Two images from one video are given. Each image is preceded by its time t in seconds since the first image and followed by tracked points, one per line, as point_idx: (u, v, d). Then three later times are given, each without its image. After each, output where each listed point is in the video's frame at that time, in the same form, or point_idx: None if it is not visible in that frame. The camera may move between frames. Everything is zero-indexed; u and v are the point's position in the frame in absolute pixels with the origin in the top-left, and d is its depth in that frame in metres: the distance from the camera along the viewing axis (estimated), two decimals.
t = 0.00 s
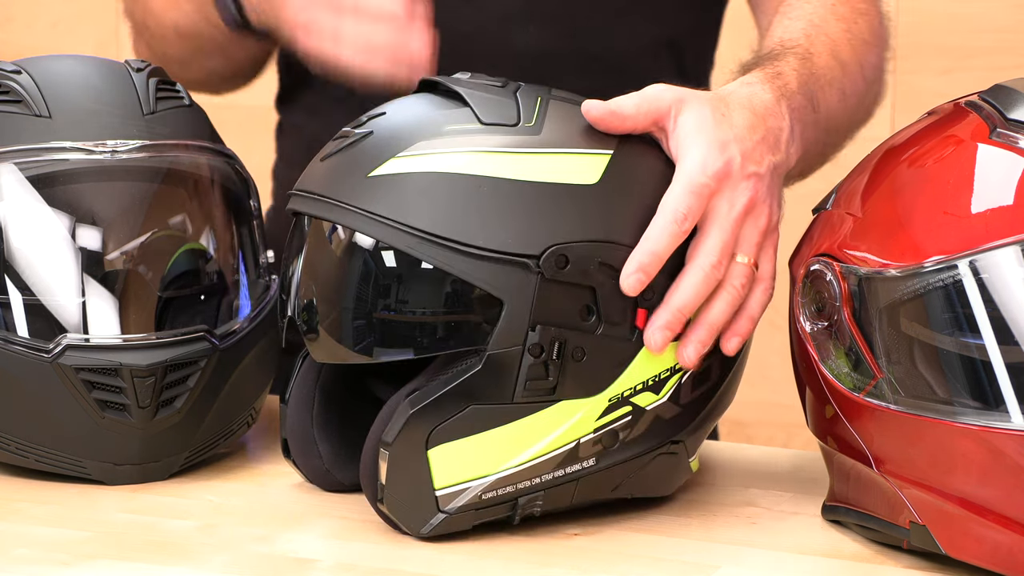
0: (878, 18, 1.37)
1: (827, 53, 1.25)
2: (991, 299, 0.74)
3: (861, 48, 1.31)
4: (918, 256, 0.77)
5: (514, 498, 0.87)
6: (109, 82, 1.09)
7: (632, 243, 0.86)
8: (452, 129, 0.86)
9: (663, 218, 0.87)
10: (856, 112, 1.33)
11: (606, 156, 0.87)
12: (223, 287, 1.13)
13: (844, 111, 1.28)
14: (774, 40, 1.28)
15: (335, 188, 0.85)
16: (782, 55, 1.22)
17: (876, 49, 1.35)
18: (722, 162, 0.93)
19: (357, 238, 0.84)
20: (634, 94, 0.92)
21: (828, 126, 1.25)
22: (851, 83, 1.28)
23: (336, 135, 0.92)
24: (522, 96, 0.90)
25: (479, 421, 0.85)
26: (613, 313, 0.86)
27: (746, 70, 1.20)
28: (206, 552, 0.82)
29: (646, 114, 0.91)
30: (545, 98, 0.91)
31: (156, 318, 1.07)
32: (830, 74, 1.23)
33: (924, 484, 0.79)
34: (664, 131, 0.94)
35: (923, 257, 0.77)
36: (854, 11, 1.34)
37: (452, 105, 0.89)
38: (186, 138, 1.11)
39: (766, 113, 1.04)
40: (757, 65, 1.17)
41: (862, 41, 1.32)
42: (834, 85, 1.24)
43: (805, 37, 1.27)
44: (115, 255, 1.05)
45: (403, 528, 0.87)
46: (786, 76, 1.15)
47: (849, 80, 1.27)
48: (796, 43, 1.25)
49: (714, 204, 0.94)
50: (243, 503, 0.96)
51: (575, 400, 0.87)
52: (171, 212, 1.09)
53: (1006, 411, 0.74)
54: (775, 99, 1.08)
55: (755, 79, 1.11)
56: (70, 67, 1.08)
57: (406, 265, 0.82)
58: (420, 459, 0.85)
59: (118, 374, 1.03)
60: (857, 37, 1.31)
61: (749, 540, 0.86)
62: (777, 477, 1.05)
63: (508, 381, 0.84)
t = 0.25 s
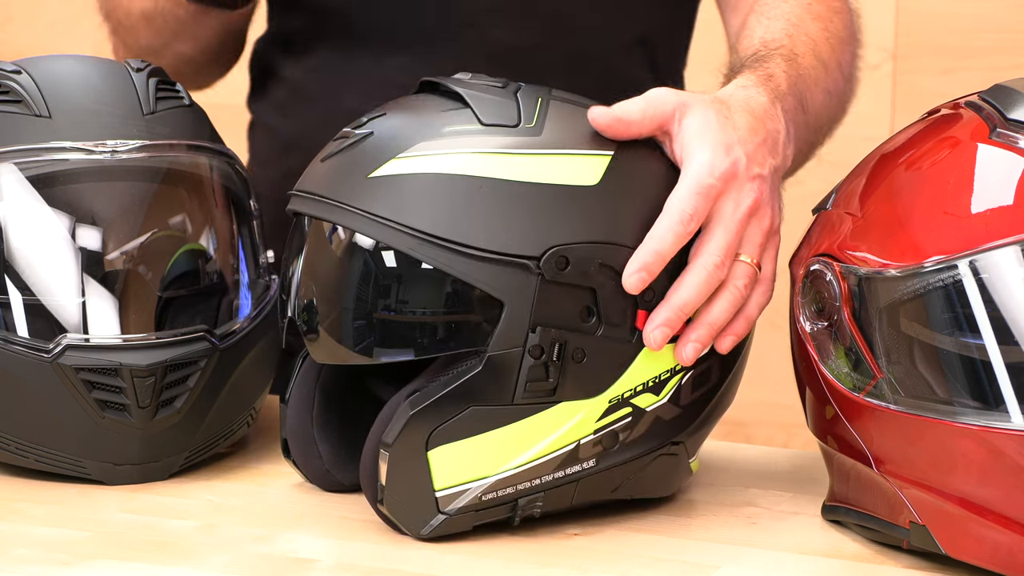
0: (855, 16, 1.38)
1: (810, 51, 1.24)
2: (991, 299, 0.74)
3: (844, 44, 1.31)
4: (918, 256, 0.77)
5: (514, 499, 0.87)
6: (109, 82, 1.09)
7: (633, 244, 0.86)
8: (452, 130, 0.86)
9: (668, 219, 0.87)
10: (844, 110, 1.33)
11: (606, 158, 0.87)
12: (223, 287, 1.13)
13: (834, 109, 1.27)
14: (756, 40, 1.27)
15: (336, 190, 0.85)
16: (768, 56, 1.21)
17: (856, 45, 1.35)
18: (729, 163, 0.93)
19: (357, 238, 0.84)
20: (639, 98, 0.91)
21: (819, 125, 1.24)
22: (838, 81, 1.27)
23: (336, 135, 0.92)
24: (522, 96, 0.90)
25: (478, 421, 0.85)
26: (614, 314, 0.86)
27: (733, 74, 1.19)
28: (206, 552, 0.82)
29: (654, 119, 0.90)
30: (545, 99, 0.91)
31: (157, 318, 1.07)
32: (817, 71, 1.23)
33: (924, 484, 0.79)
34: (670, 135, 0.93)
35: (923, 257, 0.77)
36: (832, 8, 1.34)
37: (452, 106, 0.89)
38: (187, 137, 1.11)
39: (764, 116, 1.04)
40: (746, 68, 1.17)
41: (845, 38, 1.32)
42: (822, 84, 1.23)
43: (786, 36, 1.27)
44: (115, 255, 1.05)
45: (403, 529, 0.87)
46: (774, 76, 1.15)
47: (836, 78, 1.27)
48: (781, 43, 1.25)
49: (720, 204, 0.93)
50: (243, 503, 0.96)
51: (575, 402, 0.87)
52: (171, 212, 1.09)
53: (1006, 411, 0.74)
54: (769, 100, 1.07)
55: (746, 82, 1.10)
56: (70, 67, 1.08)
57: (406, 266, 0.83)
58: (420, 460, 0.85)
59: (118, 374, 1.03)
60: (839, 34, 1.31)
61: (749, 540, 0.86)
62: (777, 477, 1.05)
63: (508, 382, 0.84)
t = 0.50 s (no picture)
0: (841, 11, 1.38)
1: (797, 50, 1.24)
2: (991, 299, 0.74)
3: (832, 39, 1.30)
4: (918, 256, 0.77)
5: (514, 501, 0.87)
6: (109, 83, 1.09)
7: (633, 246, 0.86)
8: (453, 132, 0.86)
9: (676, 226, 0.87)
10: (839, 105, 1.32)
11: (607, 160, 0.87)
12: (223, 287, 1.13)
13: (830, 106, 1.27)
14: (746, 42, 1.27)
15: (337, 191, 0.85)
16: (760, 60, 1.21)
17: (845, 41, 1.35)
18: (737, 170, 0.93)
19: (358, 239, 0.84)
20: (646, 113, 0.91)
21: (816, 125, 1.23)
22: (831, 78, 1.26)
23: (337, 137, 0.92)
24: (523, 98, 0.90)
25: (479, 423, 0.85)
26: (614, 316, 0.86)
27: (727, 82, 1.19)
28: (206, 552, 0.82)
29: (664, 134, 0.90)
30: (546, 101, 0.91)
31: (157, 318, 1.07)
32: (808, 68, 1.22)
33: (924, 484, 0.79)
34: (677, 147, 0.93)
35: (923, 257, 0.77)
36: (819, 4, 1.34)
37: (453, 107, 0.89)
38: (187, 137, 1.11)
39: (765, 123, 1.04)
40: (740, 74, 1.16)
41: (833, 33, 1.31)
42: (815, 82, 1.23)
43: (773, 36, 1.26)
44: (115, 255, 1.04)
45: (404, 530, 0.87)
46: (766, 79, 1.15)
47: (828, 75, 1.26)
48: (770, 44, 1.24)
49: (728, 211, 0.93)
50: (243, 503, 0.96)
51: (575, 404, 0.87)
52: (171, 212, 1.09)
53: (1006, 411, 0.74)
54: (767, 106, 1.07)
55: (742, 88, 1.10)
56: (70, 67, 1.08)
57: (406, 266, 0.83)
58: (420, 461, 0.85)
59: (118, 374, 1.03)
60: (827, 30, 1.31)
61: (749, 540, 0.86)
62: (777, 478, 1.05)
63: (509, 384, 0.84)
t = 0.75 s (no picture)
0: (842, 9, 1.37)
1: (796, 50, 1.24)
2: (991, 299, 0.74)
3: (833, 38, 1.30)
4: (918, 256, 0.77)
5: (515, 501, 0.87)
6: (109, 83, 1.09)
7: (633, 246, 0.86)
8: (453, 132, 0.86)
9: (677, 226, 0.87)
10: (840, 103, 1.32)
11: (607, 160, 0.87)
12: (223, 287, 1.13)
13: (830, 104, 1.26)
14: (748, 41, 1.27)
15: (337, 191, 0.85)
16: (760, 60, 1.21)
17: (845, 39, 1.35)
18: (739, 170, 0.93)
19: (358, 239, 0.84)
20: (648, 115, 0.91)
21: (817, 124, 1.23)
22: (831, 77, 1.26)
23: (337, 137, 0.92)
24: (523, 98, 0.90)
25: (479, 423, 0.85)
26: (615, 317, 0.86)
27: (727, 83, 1.19)
28: (206, 552, 0.82)
29: (664, 135, 0.90)
30: (547, 101, 0.91)
31: (157, 318, 1.07)
32: (807, 67, 1.22)
33: (924, 484, 0.79)
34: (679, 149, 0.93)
35: (923, 257, 0.77)
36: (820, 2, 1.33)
37: (453, 107, 0.89)
38: (187, 137, 1.11)
39: (765, 124, 1.04)
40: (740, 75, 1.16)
41: (833, 32, 1.31)
42: (816, 82, 1.23)
43: (773, 36, 1.26)
44: (115, 255, 1.04)
45: (404, 531, 0.87)
46: (765, 79, 1.15)
47: (828, 74, 1.26)
48: (770, 44, 1.24)
49: (729, 211, 0.93)
50: (243, 503, 0.96)
51: (575, 405, 0.87)
52: (171, 212, 1.09)
53: (1005, 411, 0.74)
54: (767, 107, 1.07)
55: (741, 89, 1.10)
56: (70, 67, 1.08)
57: (406, 266, 0.83)
58: (420, 461, 0.85)
59: (118, 374, 1.03)
60: (827, 29, 1.30)
61: (748, 540, 0.86)
62: (777, 478, 1.05)
63: (510, 384, 0.84)
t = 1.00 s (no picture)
0: (844, 12, 1.37)
1: (796, 52, 1.24)
2: (991, 299, 0.74)
3: (834, 42, 1.30)
4: (918, 256, 0.77)
5: (515, 501, 0.87)
6: (109, 83, 1.09)
7: (634, 246, 0.86)
8: (453, 132, 0.86)
9: (677, 226, 0.87)
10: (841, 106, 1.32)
11: (607, 160, 0.87)
12: (223, 287, 1.13)
13: (830, 106, 1.26)
14: (748, 43, 1.26)
15: (337, 191, 0.85)
16: (760, 63, 1.21)
17: (847, 42, 1.35)
18: (739, 170, 0.93)
19: (358, 240, 0.84)
20: (650, 116, 0.91)
21: (818, 126, 1.23)
22: (833, 80, 1.26)
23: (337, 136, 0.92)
24: (524, 98, 0.90)
25: (479, 423, 0.85)
26: (615, 317, 0.86)
27: (727, 85, 1.19)
28: (206, 552, 0.82)
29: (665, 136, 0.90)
30: (548, 102, 0.91)
31: (157, 318, 1.07)
32: (807, 70, 1.22)
33: (924, 484, 0.79)
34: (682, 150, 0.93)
35: (923, 257, 0.77)
36: (822, 6, 1.33)
37: (453, 107, 0.89)
38: (187, 137, 1.11)
39: (766, 125, 1.04)
40: (741, 77, 1.16)
41: (833, 35, 1.31)
42: (817, 84, 1.23)
43: (772, 39, 1.26)
44: (115, 255, 1.05)
45: (404, 530, 0.87)
46: (766, 82, 1.14)
47: (830, 78, 1.26)
48: (771, 47, 1.24)
49: (729, 211, 0.93)
50: (243, 503, 0.96)
51: (575, 405, 0.87)
52: (171, 212, 1.09)
53: (1006, 411, 0.74)
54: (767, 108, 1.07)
55: (741, 91, 1.10)
56: (70, 67, 1.08)
57: (407, 266, 0.83)
58: (420, 460, 0.85)
59: (118, 374, 1.03)
60: (829, 33, 1.30)
61: (748, 540, 0.86)
62: (777, 478, 1.05)
63: (510, 384, 0.84)
